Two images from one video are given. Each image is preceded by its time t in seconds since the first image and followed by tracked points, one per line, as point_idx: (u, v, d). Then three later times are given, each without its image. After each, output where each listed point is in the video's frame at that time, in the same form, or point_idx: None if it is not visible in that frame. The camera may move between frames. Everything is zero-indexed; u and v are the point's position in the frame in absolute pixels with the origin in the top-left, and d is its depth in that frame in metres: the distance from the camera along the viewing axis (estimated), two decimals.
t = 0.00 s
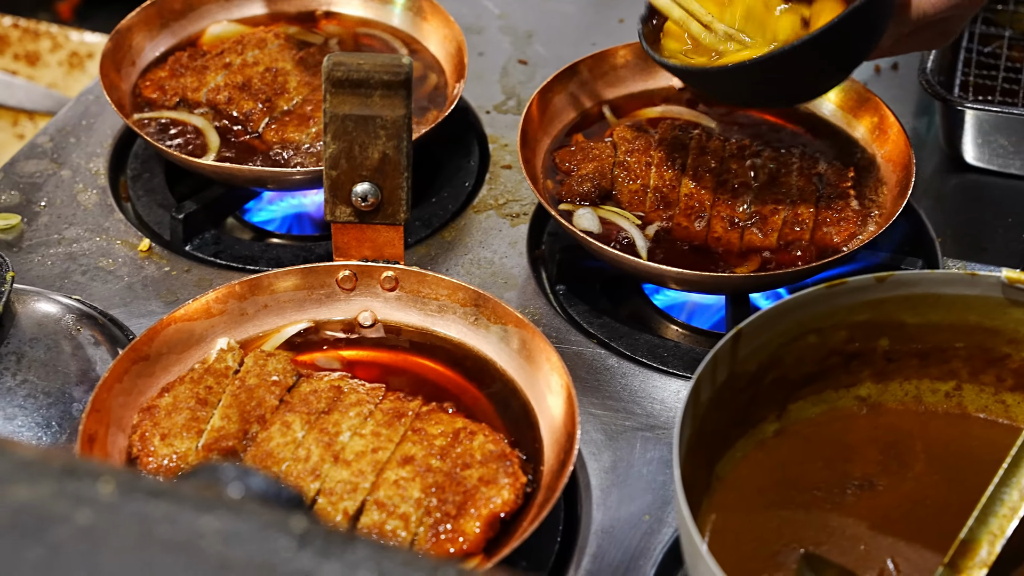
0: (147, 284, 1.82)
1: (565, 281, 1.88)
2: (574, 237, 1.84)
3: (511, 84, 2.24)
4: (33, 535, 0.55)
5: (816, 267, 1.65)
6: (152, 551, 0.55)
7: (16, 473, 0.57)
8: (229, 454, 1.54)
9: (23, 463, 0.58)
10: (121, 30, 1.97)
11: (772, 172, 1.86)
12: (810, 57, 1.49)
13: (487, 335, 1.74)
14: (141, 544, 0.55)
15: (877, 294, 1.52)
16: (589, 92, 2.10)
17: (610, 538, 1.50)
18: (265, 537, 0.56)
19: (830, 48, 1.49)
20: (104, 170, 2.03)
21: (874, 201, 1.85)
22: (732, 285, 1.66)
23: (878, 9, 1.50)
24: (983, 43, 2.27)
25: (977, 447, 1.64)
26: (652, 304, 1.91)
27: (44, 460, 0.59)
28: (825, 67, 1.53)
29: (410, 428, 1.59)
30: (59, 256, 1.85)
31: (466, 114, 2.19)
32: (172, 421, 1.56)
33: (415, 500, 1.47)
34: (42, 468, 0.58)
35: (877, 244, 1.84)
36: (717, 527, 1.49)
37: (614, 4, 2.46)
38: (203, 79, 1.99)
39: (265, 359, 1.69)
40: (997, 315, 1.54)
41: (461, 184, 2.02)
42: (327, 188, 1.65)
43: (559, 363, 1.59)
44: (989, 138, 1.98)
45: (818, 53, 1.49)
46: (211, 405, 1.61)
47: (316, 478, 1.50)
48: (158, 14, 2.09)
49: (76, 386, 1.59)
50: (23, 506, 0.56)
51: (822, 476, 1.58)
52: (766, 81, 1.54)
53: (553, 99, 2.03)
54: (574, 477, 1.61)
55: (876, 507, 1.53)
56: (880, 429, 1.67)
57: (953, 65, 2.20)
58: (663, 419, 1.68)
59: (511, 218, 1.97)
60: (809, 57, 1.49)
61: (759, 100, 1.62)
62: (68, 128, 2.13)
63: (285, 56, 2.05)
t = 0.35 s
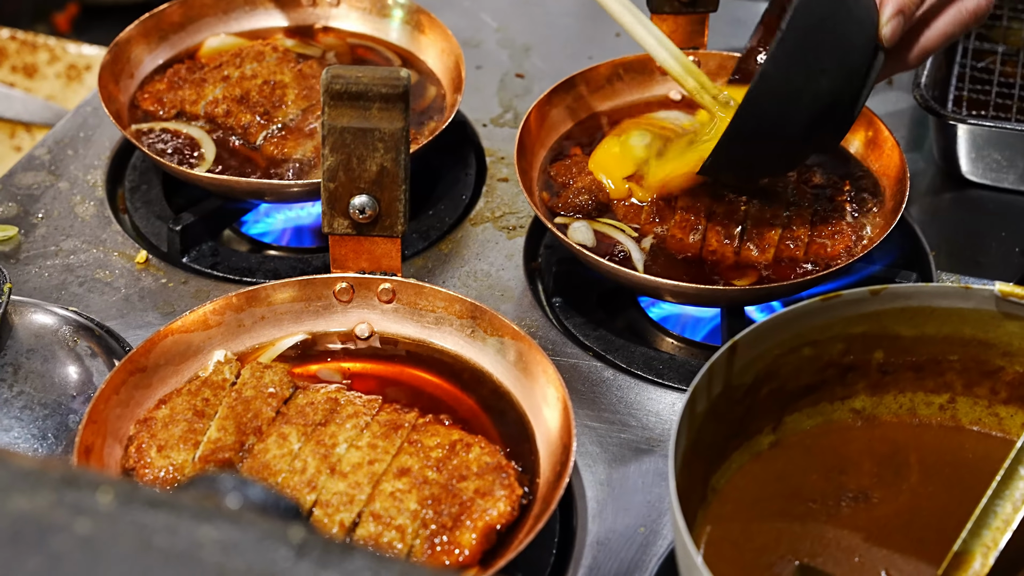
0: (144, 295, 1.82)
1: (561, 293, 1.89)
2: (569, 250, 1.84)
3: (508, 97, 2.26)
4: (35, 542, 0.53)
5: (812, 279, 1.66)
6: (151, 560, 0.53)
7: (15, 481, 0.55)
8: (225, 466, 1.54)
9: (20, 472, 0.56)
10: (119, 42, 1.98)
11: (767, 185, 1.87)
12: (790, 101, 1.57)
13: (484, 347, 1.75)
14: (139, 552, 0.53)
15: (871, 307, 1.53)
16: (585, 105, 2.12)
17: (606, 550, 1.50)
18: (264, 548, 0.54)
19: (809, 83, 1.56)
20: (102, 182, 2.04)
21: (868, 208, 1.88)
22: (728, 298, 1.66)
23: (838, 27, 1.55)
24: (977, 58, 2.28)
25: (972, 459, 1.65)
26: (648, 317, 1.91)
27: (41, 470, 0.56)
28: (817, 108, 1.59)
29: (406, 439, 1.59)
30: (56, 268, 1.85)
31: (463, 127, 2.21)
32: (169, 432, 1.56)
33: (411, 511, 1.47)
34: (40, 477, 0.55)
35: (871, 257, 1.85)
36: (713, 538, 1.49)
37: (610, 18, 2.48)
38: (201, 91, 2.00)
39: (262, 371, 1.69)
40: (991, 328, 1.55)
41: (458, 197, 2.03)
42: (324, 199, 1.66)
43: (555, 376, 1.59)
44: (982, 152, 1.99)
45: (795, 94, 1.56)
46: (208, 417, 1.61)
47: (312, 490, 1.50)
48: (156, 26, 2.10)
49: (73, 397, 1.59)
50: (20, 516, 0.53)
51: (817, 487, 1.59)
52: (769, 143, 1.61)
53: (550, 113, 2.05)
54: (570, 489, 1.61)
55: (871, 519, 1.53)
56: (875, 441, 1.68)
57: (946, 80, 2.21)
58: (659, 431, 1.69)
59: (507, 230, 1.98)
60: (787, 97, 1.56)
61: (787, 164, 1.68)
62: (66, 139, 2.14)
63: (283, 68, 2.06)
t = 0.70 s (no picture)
0: (128, 315, 1.82)
1: (545, 313, 1.90)
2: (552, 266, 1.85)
3: (494, 117, 2.27)
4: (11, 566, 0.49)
5: (796, 298, 1.66)
6: None
7: None
8: (208, 487, 1.53)
9: None
10: (105, 62, 1.99)
11: (750, 204, 1.89)
12: (790, 44, 1.36)
13: (467, 367, 1.75)
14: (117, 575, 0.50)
15: (852, 327, 1.55)
16: (569, 126, 2.13)
17: (589, 570, 1.50)
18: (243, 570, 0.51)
19: (794, 14, 1.35)
20: (87, 202, 2.04)
21: (857, 224, 1.85)
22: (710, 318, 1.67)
23: None
24: (959, 78, 2.28)
25: (953, 479, 1.66)
26: (633, 336, 1.92)
27: (18, 492, 0.53)
28: (830, 29, 1.35)
29: (389, 459, 1.59)
30: (40, 288, 1.85)
31: (449, 147, 2.22)
32: (152, 453, 1.56)
33: (394, 532, 1.47)
34: (16, 500, 0.52)
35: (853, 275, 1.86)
36: (695, 557, 1.50)
37: (596, 39, 2.50)
38: (187, 111, 2.01)
39: (245, 392, 1.69)
40: (971, 348, 1.56)
41: (443, 217, 2.04)
42: (308, 220, 1.66)
43: (538, 396, 1.60)
44: (965, 172, 1.99)
45: (788, 33, 1.36)
46: (191, 438, 1.61)
47: (295, 510, 1.50)
48: (142, 47, 2.12)
49: (56, 418, 1.59)
50: None
51: (799, 507, 1.59)
52: (797, 114, 1.43)
53: (535, 133, 2.06)
54: (553, 508, 1.61)
55: (853, 539, 1.54)
56: (857, 460, 1.68)
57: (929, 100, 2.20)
58: (642, 450, 1.69)
59: (492, 250, 1.99)
60: (783, 40, 1.36)
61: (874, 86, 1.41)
62: (51, 159, 2.14)
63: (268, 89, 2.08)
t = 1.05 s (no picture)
0: (108, 332, 1.83)
1: (525, 328, 1.90)
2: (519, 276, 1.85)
3: (474, 132, 2.29)
4: None
5: (773, 314, 1.67)
6: None
7: None
8: (186, 504, 1.53)
9: None
10: (85, 79, 2.00)
11: (726, 219, 1.90)
12: None
13: (445, 383, 1.75)
14: None
15: (827, 342, 1.56)
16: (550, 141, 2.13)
17: None
18: None
19: None
20: (67, 219, 2.04)
21: (832, 238, 1.88)
22: (689, 333, 1.68)
23: None
24: (936, 94, 2.30)
25: (928, 492, 1.67)
26: (613, 351, 1.93)
27: None
28: None
29: (367, 476, 1.60)
30: (19, 305, 1.85)
31: (430, 163, 2.23)
32: (130, 471, 1.56)
33: (372, 548, 1.47)
34: None
35: (831, 290, 1.87)
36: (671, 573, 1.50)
37: (576, 55, 2.53)
38: (167, 128, 2.02)
39: (223, 409, 1.69)
40: (945, 362, 1.58)
41: (424, 233, 2.05)
42: (287, 237, 1.67)
43: (516, 411, 1.60)
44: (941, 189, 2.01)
45: None
46: (168, 455, 1.61)
47: (272, 527, 1.49)
48: (123, 63, 2.12)
49: (33, 435, 1.59)
50: None
51: (775, 521, 1.60)
52: None
53: (516, 149, 2.07)
54: (532, 524, 1.62)
55: (828, 553, 1.55)
56: (833, 474, 1.69)
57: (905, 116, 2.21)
58: (620, 466, 1.70)
59: (472, 266, 2.00)
60: None
61: None
62: (32, 176, 2.15)
63: (248, 105, 2.09)
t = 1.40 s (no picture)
0: (92, 348, 1.83)
1: (508, 342, 1.91)
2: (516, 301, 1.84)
3: (458, 147, 2.30)
4: None
5: (754, 327, 1.67)
6: None
7: None
8: (168, 520, 1.53)
9: None
10: (69, 97, 2.00)
11: (709, 233, 1.91)
12: None
13: (428, 398, 1.75)
14: None
15: (808, 355, 1.57)
16: (534, 156, 2.13)
17: None
18: None
19: None
20: (52, 235, 2.04)
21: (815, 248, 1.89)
22: (671, 346, 1.68)
23: None
24: (916, 108, 2.31)
25: (909, 504, 1.67)
26: (596, 365, 1.92)
27: None
28: None
29: (350, 490, 1.60)
30: (3, 322, 1.85)
31: (413, 177, 2.24)
32: (112, 486, 1.56)
33: (354, 563, 1.47)
34: None
35: (813, 303, 1.88)
36: None
37: (559, 70, 2.54)
38: (150, 145, 2.02)
39: (206, 424, 1.68)
40: (925, 375, 1.59)
41: (408, 247, 2.06)
42: (269, 253, 1.68)
43: (498, 425, 1.60)
44: (921, 201, 2.02)
45: None
46: (151, 471, 1.61)
47: (255, 543, 1.49)
48: (107, 80, 2.13)
49: (16, 453, 1.59)
50: None
51: (756, 534, 1.60)
52: None
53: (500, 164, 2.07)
54: (514, 538, 1.62)
55: (809, 566, 1.55)
56: (814, 487, 1.69)
57: (886, 129, 2.23)
58: (604, 479, 1.70)
59: (456, 280, 2.01)
60: None
61: None
62: (16, 193, 2.15)
63: (232, 121, 2.09)
